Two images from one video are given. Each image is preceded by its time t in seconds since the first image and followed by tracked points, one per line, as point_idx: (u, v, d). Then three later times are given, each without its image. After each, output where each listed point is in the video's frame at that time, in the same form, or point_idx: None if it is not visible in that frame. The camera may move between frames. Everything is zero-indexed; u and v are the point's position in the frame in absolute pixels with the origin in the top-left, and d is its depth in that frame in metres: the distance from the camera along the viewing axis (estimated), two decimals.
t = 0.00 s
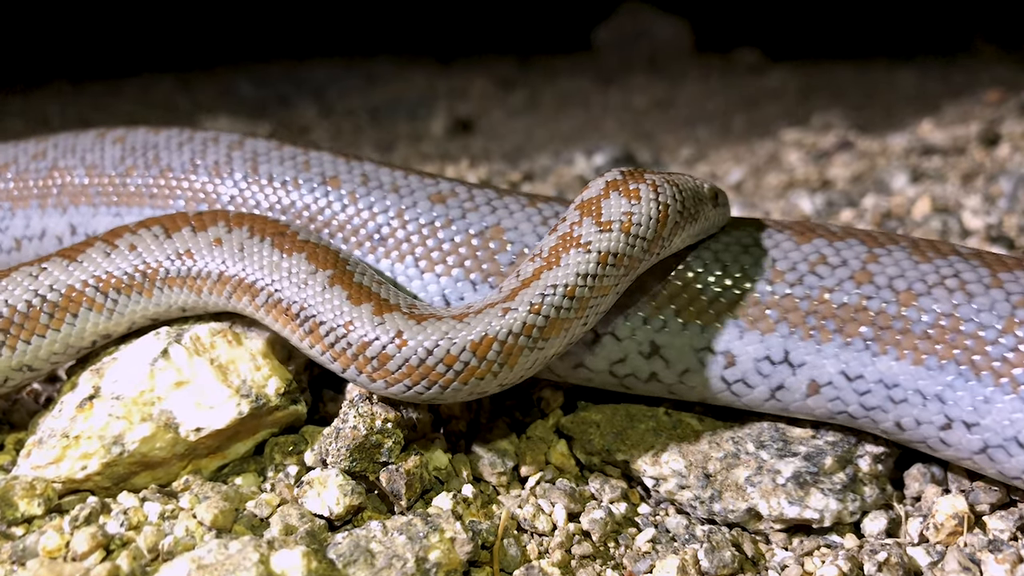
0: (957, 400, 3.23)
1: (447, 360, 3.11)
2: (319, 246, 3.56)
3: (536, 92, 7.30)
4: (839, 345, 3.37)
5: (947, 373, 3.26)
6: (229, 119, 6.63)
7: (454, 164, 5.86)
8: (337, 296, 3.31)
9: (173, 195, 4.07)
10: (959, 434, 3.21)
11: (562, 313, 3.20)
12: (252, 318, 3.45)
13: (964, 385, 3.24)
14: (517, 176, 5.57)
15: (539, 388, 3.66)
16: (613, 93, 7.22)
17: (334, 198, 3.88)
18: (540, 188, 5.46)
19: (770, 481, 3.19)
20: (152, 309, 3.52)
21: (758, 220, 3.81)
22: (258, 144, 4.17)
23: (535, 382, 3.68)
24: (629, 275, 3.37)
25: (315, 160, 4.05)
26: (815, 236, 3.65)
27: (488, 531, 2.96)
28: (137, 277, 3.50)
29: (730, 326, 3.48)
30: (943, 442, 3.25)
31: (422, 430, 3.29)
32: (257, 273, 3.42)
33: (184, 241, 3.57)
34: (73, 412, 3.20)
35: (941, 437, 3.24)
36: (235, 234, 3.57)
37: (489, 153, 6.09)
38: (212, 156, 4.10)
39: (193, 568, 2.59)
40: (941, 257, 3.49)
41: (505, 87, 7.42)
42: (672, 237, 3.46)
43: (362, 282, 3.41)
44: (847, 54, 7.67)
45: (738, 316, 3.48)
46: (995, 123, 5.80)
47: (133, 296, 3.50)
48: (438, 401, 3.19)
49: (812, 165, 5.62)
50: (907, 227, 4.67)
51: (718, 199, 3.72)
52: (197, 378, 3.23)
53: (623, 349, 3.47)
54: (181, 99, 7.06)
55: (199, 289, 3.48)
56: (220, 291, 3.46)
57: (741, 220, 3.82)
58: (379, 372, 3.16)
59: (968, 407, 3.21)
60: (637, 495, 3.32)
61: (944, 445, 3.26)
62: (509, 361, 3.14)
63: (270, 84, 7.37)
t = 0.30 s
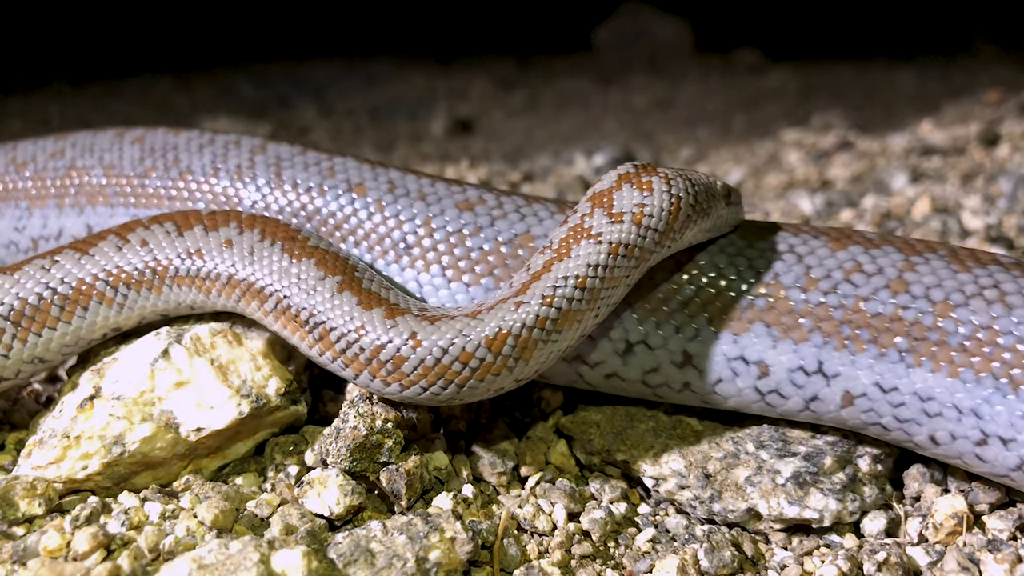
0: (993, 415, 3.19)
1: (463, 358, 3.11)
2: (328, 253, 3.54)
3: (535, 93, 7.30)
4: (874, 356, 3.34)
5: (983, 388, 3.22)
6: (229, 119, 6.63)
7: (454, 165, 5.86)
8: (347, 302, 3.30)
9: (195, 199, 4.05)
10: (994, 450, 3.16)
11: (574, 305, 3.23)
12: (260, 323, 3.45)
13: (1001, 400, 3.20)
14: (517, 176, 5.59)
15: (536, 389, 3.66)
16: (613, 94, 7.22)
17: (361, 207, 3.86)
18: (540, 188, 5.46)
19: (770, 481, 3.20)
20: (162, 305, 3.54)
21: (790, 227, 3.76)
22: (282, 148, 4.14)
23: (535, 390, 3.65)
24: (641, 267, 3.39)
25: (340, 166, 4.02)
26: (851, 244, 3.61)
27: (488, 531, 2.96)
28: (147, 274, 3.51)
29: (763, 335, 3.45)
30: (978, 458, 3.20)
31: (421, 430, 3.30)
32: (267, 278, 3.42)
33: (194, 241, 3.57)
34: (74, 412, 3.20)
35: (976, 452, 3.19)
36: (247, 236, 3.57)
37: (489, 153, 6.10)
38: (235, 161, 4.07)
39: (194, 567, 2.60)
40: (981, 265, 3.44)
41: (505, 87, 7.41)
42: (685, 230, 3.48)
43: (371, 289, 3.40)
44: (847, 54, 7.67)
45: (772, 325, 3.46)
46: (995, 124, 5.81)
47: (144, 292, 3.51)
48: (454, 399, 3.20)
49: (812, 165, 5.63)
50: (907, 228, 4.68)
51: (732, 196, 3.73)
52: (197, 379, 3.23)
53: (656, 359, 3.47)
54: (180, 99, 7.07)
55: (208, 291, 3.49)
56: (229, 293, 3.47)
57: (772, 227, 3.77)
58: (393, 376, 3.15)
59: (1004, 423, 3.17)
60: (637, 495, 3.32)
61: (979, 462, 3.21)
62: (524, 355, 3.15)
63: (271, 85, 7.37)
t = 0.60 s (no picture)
0: None
1: (481, 354, 3.12)
2: (339, 261, 3.54)
3: (535, 93, 7.31)
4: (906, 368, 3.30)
5: (1016, 403, 3.19)
6: (229, 119, 6.63)
7: (454, 165, 5.86)
8: (360, 307, 3.30)
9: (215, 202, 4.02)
10: None
11: (588, 299, 3.24)
12: (268, 329, 3.43)
13: None
14: (517, 177, 5.59)
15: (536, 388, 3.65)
16: (613, 94, 7.22)
17: (385, 216, 3.82)
18: (540, 188, 5.46)
19: (769, 481, 3.20)
20: (170, 304, 3.55)
21: (821, 234, 3.71)
22: (302, 155, 4.09)
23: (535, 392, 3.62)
24: (654, 262, 3.41)
25: (363, 174, 3.97)
26: (884, 252, 3.56)
27: (487, 531, 2.97)
28: (155, 272, 3.51)
29: (793, 345, 3.40)
30: (1010, 472, 3.16)
31: (422, 430, 3.31)
32: (276, 284, 3.41)
33: (205, 242, 3.57)
34: (74, 412, 3.20)
35: (1008, 466, 3.16)
36: (258, 239, 3.56)
37: (489, 153, 6.11)
38: (255, 167, 4.04)
39: (194, 568, 2.60)
40: (1018, 277, 3.38)
41: (505, 88, 7.42)
42: (698, 228, 3.50)
43: (382, 295, 3.41)
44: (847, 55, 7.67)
45: (802, 334, 3.41)
46: (995, 124, 5.81)
47: (152, 291, 3.51)
48: (471, 398, 3.20)
49: (812, 165, 5.63)
50: (907, 228, 4.68)
51: (745, 200, 3.76)
52: (197, 379, 3.24)
53: (687, 369, 3.44)
54: (181, 100, 7.07)
55: (216, 294, 3.49)
56: (238, 298, 3.46)
57: (803, 235, 3.72)
58: (411, 377, 3.15)
59: None
60: (637, 496, 3.32)
61: (1012, 476, 3.17)
62: (540, 350, 3.16)
63: (271, 85, 7.37)
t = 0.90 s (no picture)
0: None
1: (502, 347, 3.12)
2: (350, 268, 3.53)
3: (536, 93, 7.31)
4: (936, 379, 3.26)
5: None
6: (229, 119, 6.63)
7: (454, 166, 5.86)
8: (375, 311, 3.29)
9: (235, 205, 3.99)
10: None
11: (604, 287, 3.26)
12: (278, 336, 3.40)
13: None
14: (517, 177, 5.60)
15: (536, 389, 3.65)
16: (613, 95, 7.22)
17: (408, 222, 3.78)
18: (540, 189, 5.46)
19: (770, 482, 3.20)
20: (178, 304, 3.54)
21: (852, 239, 3.66)
22: (323, 158, 4.04)
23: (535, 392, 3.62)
24: (668, 250, 3.44)
25: (385, 179, 3.93)
26: (916, 258, 3.50)
27: (488, 532, 2.97)
28: (165, 272, 3.50)
29: (823, 353, 3.36)
30: None
31: (423, 431, 3.31)
32: (287, 290, 3.38)
33: (215, 244, 3.55)
34: (74, 412, 3.20)
35: None
36: (269, 244, 3.54)
37: (489, 153, 6.12)
38: (275, 170, 4.00)
39: (193, 569, 2.60)
40: None
41: (505, 88, 7.42)
42: (712, 217, 3.54)
43: (396, 300, 3.40)
44: (847, 55, 7.67)
45: (831, 341, 3.37)
46: (995, 125, 5.81)
47: (161, 291, 3.51)
48: (493, 393, 3.19)
49: (812, 166, 5.63)
50: (907, 229, 4.68)
51: (756, 194, 3.81)
52: (197, 379, 3.24)
53: (715, 377, 3.40)
54: (181, 101, 7.07)
55: (226, 297, 3.47)
56: (248, 303, 3.44)
57: (835, 239, 3.67)
58: (433, 376, 3.14)
59: None
60: (637, 496, 3.32)
61: None
62: (559, 339, 3.17)
63: (271, 86, 7.36)
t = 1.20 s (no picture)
0: None
1: (515, 328, 3.15)
2: (354, 272, 3.53)
3: (536, 94, 7.31)
4: (975, 394, 3.20)
5: None
6: (230, 120, 6.64)
7: (454, 166, 5.87)
8: (383, 311, 3.29)
9: (262, 212, 3.96)
10: None
11: (609, 261, 3.33)
12: (283, 342, 3.39)
13: None
14: (517, 178, 5.62)
15: (536, 389, 3.68)
16: (613, 96, 7.23)
17: (440, 230, 3.77)
18: (540, 190, 5.47)
19: (769, 482, 3.21)
20: (184, 304, 3.56)
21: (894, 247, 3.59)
22: (352, 164, 4.04)
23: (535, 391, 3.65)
24: (669, 227, 3.52)
25: (416, 187, 3.92)
26: (957, 268, 3.42)
27: (488, 531, 2.98)
28: (172, 272, 3.51)
29: (860, 363, 3.31)
30: None
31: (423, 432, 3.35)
32: (293, 294, 3.38)
33: (221, 247, 3.56)
34: (75, 412, 3.21)
35: None
36: (275, 249, 3.55)
37: (489, 154, 6.13)
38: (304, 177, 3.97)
39: (195, 568, 2.61)
40: None
41: (505, 89, 7.43)
42: (709, 196, 3.64)
43: (402, 299, 3.40)
44: (847, 56, 7.68)
45: (868, 352, 3.32)
46: (994, 126, 5.82)
47: (167, 291, 3.52)
48: (509, 376, 3.20)
49: (811, 167, 5.65)
50: (906, 229, 4.68)
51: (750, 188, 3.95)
52: (198, 380, 3.25)
53: (752, 387, 3.35)
54: (181, 102, 7.06)
55: (232, 301, 3.48)
56: (253, 307, 3.44)
57: (875, 246, 3.60)
58: (448, 367, 3.15)
59: None
60: (637, 495, 3.33)
61: None
62: (568, 315, 3.23)
63: (271, 87, 7.38)
